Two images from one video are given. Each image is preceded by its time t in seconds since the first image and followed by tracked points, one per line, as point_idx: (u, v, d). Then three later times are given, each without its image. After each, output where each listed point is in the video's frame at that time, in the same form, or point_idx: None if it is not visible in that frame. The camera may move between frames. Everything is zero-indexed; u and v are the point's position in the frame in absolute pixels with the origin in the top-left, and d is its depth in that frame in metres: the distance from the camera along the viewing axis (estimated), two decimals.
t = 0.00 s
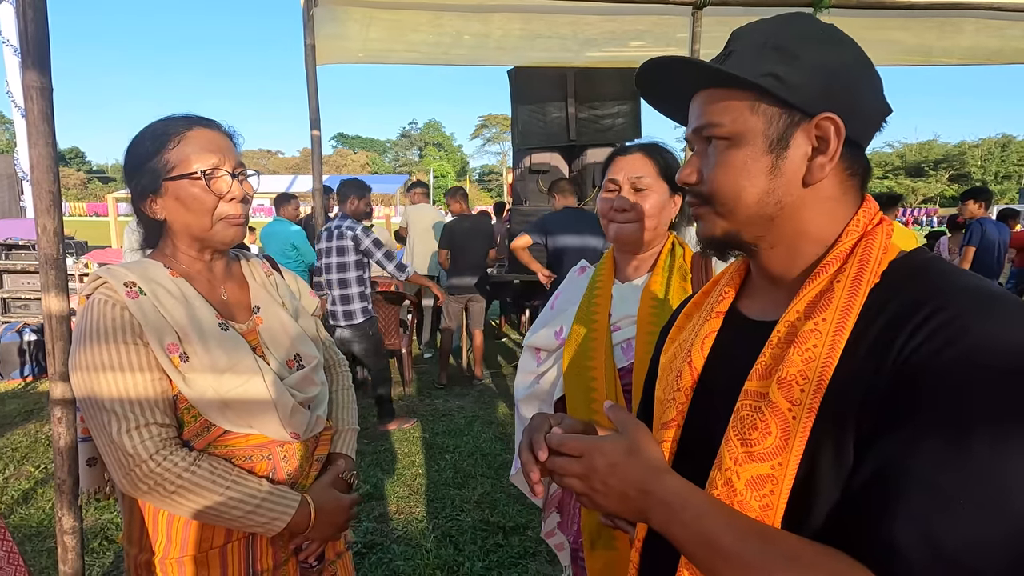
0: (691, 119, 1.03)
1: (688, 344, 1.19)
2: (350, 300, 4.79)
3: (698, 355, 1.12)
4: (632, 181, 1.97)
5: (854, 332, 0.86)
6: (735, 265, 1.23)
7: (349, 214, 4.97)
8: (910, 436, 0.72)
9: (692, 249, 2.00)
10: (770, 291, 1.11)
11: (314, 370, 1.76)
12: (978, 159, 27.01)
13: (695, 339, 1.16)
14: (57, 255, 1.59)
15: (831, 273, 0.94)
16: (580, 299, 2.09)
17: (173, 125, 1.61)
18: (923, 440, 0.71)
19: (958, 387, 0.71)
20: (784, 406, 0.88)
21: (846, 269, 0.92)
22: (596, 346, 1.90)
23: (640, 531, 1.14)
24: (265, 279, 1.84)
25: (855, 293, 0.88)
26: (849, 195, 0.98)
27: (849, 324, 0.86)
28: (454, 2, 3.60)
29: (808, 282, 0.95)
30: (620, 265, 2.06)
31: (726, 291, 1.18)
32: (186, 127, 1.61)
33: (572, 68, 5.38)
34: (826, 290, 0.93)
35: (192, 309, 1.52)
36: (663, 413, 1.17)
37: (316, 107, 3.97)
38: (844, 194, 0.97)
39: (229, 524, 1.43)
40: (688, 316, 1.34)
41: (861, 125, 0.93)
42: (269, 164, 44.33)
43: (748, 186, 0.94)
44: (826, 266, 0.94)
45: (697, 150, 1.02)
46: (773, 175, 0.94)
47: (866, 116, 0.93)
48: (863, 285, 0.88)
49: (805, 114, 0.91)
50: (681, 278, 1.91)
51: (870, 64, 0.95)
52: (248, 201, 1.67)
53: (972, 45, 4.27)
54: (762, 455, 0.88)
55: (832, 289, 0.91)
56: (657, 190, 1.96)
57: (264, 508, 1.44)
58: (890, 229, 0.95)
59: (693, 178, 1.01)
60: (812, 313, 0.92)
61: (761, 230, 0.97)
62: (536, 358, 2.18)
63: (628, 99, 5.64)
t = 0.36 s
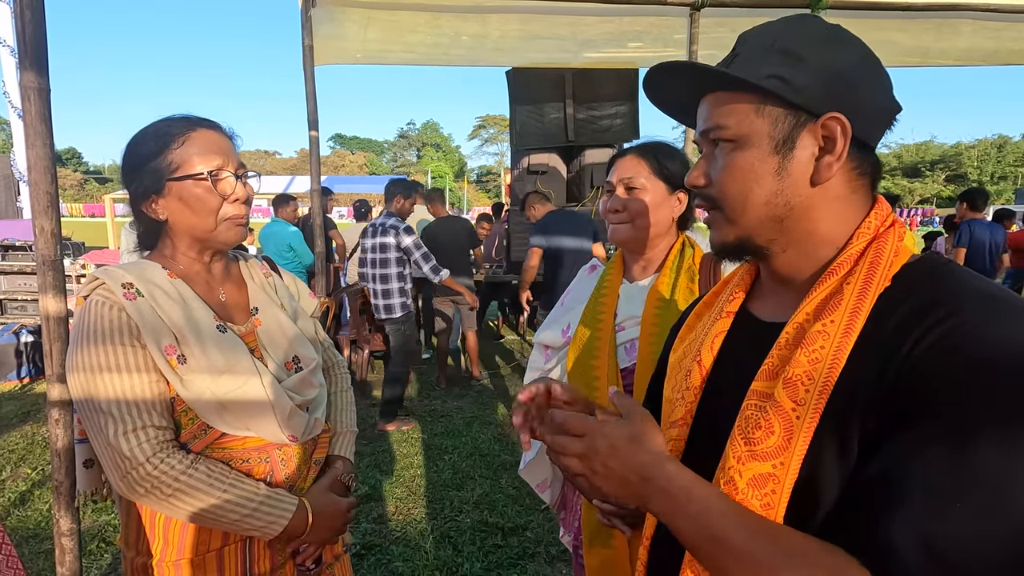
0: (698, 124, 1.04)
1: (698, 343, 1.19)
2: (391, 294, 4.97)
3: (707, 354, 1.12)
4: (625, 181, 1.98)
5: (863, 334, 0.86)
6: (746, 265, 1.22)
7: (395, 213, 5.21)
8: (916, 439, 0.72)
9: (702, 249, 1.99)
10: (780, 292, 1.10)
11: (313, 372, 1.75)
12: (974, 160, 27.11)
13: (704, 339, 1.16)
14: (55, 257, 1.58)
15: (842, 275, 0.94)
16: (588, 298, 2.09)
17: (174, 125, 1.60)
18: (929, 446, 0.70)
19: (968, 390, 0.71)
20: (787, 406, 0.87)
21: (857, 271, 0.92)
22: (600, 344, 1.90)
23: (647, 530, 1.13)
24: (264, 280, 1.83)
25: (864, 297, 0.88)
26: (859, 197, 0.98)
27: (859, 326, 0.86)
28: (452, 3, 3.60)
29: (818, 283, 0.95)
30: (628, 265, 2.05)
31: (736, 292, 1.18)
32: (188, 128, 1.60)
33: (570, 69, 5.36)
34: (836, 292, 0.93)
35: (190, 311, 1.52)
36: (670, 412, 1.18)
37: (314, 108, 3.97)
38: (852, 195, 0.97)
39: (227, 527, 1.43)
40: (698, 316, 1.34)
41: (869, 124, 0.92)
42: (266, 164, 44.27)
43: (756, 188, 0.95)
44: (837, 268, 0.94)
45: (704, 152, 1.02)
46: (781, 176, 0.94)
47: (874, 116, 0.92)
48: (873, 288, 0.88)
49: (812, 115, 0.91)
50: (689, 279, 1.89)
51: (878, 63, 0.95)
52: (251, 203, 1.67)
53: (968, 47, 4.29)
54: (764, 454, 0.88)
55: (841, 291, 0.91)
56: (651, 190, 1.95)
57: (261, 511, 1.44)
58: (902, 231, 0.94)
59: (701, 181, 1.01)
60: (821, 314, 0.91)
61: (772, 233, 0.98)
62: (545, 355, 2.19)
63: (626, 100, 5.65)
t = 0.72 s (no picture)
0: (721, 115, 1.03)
1: (701, 343, 1.19)
2: (414, 293, 5.10)
3: (712, 355, 1.12)
4: (629, 186, 2.00)
5: (874, 338, 0.86)
6: (751, 266, 1.22)
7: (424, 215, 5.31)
8: (921, 441, 0.72)
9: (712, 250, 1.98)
10: (786, 292, 1.10)
11: (313, 373, 1.74)
12: (970, 160, 27.19)
13: (709, 339, 1.15)
14: (53, 257, 1.57)
15: (850, 280, 0.94)
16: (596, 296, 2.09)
17: (177, 125, 1.59)
18: (933, 451, 0.70)
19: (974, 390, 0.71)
20: (796, 411, 0.87)
21: (867, 276, 0.91)
22: (605, 343, 1.89)
23: (649, 529, 1.13)
24: (264, 282, 1.83)
25: (875, 304, 0.87)
26: (869, 201, 0.97)
27: (869, 331, 0.86)
28: (450, 4, 3.60)
29: (827, 286, 0.95)
30: (636, 266, 2.04)
31: (741, 292, 1.18)
32: (192, 129, 1.60)
33: (568, 69, 5.37)
34: (845, 296, 0.93)
35: (189, 312, 1.51)
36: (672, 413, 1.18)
37: (312, 108, 3.96)
38: (861, 196, 0.96)
39: (229, 529, 1.42)
40: (701, 316, 1.34)
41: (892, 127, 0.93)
42: (264, 165, 44.22)
43: (776, 185, 0.94)
44: (845, 272, 0.94)
45: (724, 146, 1.02)
46: (803, 174, 0.93)
47: (896, 118, 0.92)
48: (883, 294, 0.88)
49: (838, 114, 0.91)
50: (697, 279, 1.89)
51: (902, 64, 0.94)
52: (253, 206, 1.67)
53: (964, 48, 4.31)
54: (772, 458, 0.87)
55: (851, 296, 0.91)
56: (656, 194, 1.95)
57: (263, 513, 1.43)
58: (913, 235, 0.94)
59: (718, 174, 1.01)
60: (831, 319, 0.91)
61: (788, 232, 0.97)
62: (553, 353, 2.20)
63: (624, 100, 5.66)
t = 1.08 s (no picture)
0: (765, 108, 0.94)
1: (700, 343, 1.18)
2: (430, 292, 5.09)
3: (711, 356, 1.11)
4: (636, 184, 1.99)
5: (882, 336, 0.86)
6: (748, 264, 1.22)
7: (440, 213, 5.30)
8: (937, 440, 0.71)
9: (719, 250, 1.96)
10: (787, 292, 1.09)
11: (314, 373, 1.74)
12: (970, 160, 27.18)
13: (707, 340, 1.15)
14: (52, 256, 1.57)
15: (859, 275, 0.93)
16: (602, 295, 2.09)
17: (179, 124, 1.59)
18: (947, 448, 0.70)
19: (986, 385, 0.70)
20: (809, 410, 0.86)
21: (874, 273, 0.91)
22: (610, 343, 1.89)
23: (651, 533, 1.13)
24: (264, 280, 1.82)
25: (883, 300, 0.87)
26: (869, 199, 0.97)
27: (879, 330, 0.85)
28: (451, 3, 3.59)
29: (834, 284, 0.94)
30: (642, 265, 2.03)
31: (739, 290, 1.18)
32: (193, 127, 1.59)
33: (568, 69, 5.36)
34: (852, 293, 0.92)
35: (190, 311, 1.51)
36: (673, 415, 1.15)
37: (312, 108, 3.96)
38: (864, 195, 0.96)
39: (230, 529, 1.41)
40: (699, 315, 1.33)
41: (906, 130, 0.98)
42: (264, 164, 44.22)
43: (841, 184, 0.90)
44: (851, 270, 0.94)
45: (773, 141, 0.94)
46: (862, 173, 0.91)
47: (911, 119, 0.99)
48: (890, 292, 0.87)
49: (885, 114, 0.93)
50: (703, 278, 1.87)
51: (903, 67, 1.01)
52: (257, 204, 1.67)
53: (966, 47, 4.30)
54: (785, 458, 0.86)
55: (858, 294, 0.90)
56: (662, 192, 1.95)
57: (264, 512, 1.43)
58: (915, 233, 0.94)
59: (772, 173, 0.92)
60: (839, 317, 0.90)
61: (835, 234, 0.94)
62: (557, 353, 2.21)
63: (625, 100, 5.65)
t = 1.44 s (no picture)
0: (805, 88, 0.93)
1: (699, 344, 1.18)
2: (435, 292, 5.06)
3: (710, 358, 1.11)
4: (640, 181, 2.00)
5: (884, 336, 0.86)
6: (748, 263, 1.21)
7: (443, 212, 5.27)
8: (949, 438, 0.71)
9: (722, 249, 1.96)
10: (789, 291, 1.09)
11: (315, 373, 1.73)
12: (971, 160, 27.16)
13: (707, 341, 1.14)
14: (53, 256, 1.56)
15: (859, 275, 0.93)
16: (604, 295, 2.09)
17: (179, 122, 1.59)
18: (962, 445, 0.69)
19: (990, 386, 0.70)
20: (813, 412, 0.86)
21: (875, 272, 0.91)
22: (612, 343, 1.88)
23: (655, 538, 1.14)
24: (266, 279, 1.82)
25: (885, 299, 0.87)
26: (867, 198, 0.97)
27: (880, 330, 0.85)
28: (452, 2, 3.59)
29: (836, 282, 0.94)
30: (645, 265, 2.02)
31: (738, 290, 1.17)
32: (195, 125, 1.59)
33: (568, 69, 5.36)
34: (854, 293, 0.92)
35: (192, 310, 1.51)
36: (673, 418, 1.14)
37: (313, 107, 3.96)
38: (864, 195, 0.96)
39: (231, 530, 1.41)
40: (698, 315, 1.32)
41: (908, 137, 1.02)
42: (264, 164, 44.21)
43: (871, 175, 0.91)
44: (852, 270, 0.93)
45: (809, 120, 0.93)
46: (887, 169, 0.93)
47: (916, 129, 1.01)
48: (892, 292, 0.87)
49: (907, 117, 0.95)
50: (706, 278, 1.87)
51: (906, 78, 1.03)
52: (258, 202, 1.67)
53: (968, 47, 4.30)
54: (791, 461, 0.86)
55: (860, 294, 0.90)
56: (665, 190, 1.95)
57: (265, 513, 1.43)
58: (914, 233, 0.94)
59: (805, 153, 0.91)
60: (841, 317, 0.90)
61: (850, 227, 0.94)
62: (559, 353, 2.21)
63: (626, 99, 5.65)
